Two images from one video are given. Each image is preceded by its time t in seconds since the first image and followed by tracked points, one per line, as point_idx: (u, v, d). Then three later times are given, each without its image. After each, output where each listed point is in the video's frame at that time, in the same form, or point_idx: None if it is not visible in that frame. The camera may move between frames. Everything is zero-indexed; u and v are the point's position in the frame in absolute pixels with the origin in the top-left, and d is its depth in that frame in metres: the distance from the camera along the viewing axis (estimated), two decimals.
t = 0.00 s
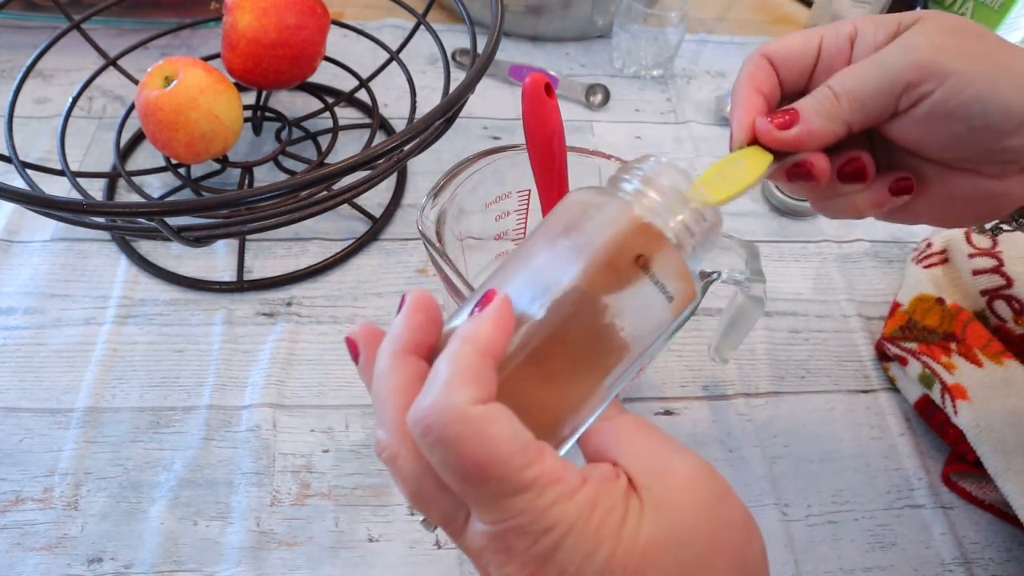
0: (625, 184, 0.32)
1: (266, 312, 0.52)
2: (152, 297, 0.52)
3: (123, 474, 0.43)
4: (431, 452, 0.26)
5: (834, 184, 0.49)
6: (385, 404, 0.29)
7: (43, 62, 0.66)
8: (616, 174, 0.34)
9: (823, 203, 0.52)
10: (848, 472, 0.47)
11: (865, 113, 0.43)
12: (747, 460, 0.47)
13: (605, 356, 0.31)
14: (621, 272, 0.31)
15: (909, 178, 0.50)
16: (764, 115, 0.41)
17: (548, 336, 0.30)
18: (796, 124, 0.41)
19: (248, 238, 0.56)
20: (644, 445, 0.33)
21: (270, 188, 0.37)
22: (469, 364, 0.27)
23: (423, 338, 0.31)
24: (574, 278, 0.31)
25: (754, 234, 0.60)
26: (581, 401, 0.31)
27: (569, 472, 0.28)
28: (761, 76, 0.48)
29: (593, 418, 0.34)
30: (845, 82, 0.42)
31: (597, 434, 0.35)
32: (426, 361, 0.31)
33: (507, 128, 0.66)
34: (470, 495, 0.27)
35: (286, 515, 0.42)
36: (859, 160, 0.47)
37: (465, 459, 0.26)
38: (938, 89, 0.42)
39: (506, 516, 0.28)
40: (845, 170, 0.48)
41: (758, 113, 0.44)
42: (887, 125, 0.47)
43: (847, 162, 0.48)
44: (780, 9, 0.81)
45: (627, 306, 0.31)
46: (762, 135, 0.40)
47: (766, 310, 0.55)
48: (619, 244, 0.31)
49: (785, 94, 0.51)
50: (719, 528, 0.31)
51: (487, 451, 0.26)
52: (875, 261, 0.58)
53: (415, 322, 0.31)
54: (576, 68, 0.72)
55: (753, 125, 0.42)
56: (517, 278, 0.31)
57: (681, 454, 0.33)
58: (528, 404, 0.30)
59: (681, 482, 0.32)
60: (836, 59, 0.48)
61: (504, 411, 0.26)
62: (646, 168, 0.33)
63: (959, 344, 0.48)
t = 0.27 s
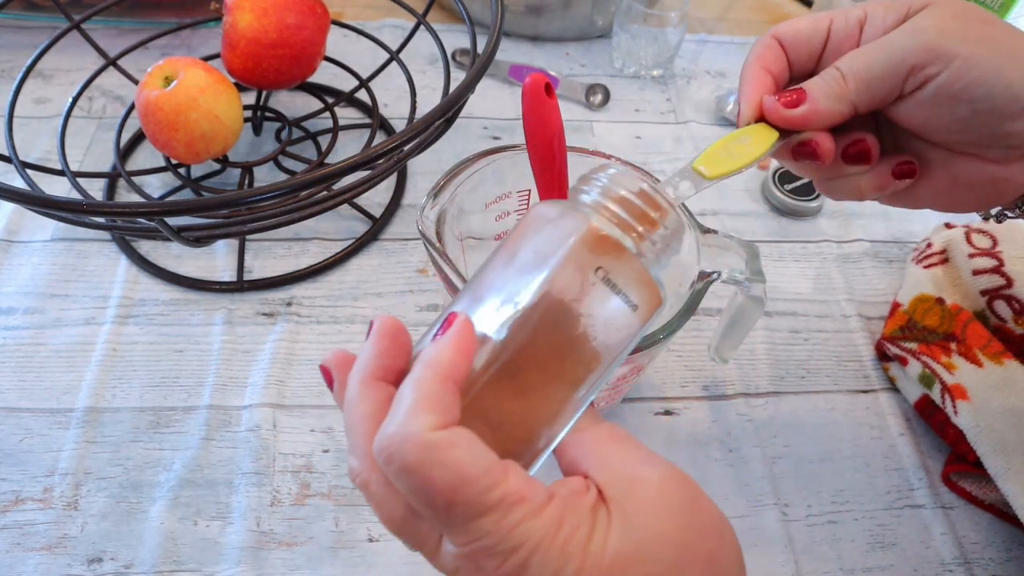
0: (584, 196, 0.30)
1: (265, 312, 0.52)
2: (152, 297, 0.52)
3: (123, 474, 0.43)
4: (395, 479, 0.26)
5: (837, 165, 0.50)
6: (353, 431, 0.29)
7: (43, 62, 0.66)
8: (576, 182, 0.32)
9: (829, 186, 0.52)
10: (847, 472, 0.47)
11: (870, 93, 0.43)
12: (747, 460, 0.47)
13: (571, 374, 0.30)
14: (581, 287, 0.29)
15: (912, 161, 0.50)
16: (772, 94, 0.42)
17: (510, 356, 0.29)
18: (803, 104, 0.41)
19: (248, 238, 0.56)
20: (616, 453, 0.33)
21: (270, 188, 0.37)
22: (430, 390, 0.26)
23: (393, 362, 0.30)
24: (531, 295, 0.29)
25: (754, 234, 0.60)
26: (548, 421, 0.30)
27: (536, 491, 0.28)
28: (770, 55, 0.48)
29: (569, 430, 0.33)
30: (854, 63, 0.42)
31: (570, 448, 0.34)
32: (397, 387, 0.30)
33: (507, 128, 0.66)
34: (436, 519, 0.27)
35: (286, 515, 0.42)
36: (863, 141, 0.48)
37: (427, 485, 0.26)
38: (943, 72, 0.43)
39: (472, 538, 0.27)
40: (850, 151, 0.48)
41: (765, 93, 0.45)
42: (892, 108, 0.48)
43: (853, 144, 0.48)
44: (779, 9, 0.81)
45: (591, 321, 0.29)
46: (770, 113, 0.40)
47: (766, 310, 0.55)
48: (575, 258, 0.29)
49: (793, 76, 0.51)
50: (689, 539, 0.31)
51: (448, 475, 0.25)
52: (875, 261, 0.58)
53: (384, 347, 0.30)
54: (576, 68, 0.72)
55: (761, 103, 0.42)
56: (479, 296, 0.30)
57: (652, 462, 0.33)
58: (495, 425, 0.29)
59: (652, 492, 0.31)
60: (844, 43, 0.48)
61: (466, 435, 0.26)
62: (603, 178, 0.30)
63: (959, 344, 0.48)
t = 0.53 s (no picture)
0: (520, 217, 0.32)
1: (266, 312, 0.52)
2: (152, 297, 0.52)
3: (122, 474, 0.43)
4: (354, 523, 0.27)
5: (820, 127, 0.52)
6: (313, 479, 0.29)
7: (43, 62, 0.66)
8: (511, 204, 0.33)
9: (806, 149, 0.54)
10: (847, 472, 0.47)
11: (856, 68, 0.46)
12: (747, 460, 0.47)
13: (523, 396, 0.30)
14: (523, 309, 0.30)
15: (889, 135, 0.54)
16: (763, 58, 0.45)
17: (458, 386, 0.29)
18: (792, 71, 0.44)
19: (248, 238, 0.56)
20: (576, 464, 0.32)
21: (269, 188, 0.37)
22: (378, 432, 0.27)
23: (349, 406, 0.31)
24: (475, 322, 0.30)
25: (754, 234, 0.60)
26: (505, 447, 0.29)
27: (494, 517, 0.28)
28: (769, 18, 0.51)
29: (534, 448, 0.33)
30: (845, 36, 0.45)
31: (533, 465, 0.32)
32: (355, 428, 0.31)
33: (507, 128, 0.66)
34: (400, 557, 0.27)
35: (286, 514, 0.42)
36: (841, 114, 0.52)
37: (383, 526, 0.26)
38: (929, 52, 0.45)
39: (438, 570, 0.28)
40: (830, 122, 0.52)
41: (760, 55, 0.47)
42: (877, 84, 0.50)
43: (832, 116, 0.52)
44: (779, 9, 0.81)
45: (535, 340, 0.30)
46: (759, 77, 0.44)
47: (766, 310, 0.55)
48: (515, 281, 0.30)
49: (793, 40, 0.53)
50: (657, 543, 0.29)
51: (402, 513, 0.26)
52: (875, 260, 0.58)
53: (337, 392, 0.31)
54: (576, 68, 0.72)
55: (752, 66, 0.45)
56: (430, 333, 0.31)
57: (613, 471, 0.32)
58: (453, 456, 0.29)
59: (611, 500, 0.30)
60: (844, 11, 0.51)
61: (418, 470, 0.27)
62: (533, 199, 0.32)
63: (959, 344, 0.48)
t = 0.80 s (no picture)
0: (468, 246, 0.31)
1: (266, 312, 0.52)
2: (152, 297, 0.52)
3: (123, 474, 0.43)
4: (336, 558, 0.28)
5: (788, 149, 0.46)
6: (295, 521, 0.31)
7: (43, 62, 0.66)
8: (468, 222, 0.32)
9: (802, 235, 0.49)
10: (847, 472, 0.47)
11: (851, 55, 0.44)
12: (747, 460, 0.47)
13: (489, 417, 0.30)
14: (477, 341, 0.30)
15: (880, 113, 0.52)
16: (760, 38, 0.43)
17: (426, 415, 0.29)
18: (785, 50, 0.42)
19: (248, 238, 0.56)
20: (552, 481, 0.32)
21: (269, 189, 0.37)
22: (349, 468, 0.28)
23: (325, 446, 0.32)
24: (436, 356, 0.30)
25: (755, 234, 0.60)
26: (485, 467, 0.30)
27: (467, 541, 0.28)
28: None
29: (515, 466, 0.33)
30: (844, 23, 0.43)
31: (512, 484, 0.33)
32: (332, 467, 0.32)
33: (507, 128, 0.66)
34: None
35: (287, 514, 0.42)
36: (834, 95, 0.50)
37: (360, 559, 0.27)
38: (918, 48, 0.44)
39: None
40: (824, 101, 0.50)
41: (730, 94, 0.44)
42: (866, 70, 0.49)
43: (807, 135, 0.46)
44: (779, 9, 0.82)
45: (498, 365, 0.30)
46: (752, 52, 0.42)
47: (766, 310, 0.55)
48: (468, 311, 0.30)
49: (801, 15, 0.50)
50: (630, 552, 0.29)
51: (375, 545, 0.27)
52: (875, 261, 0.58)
53: (313, 434, 0.32)
54: (576, 68, 0.72)
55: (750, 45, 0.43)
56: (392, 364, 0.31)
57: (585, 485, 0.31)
58: (433, 483, 0.30)
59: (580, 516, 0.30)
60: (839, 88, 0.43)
61: (388, 503, 0.28)
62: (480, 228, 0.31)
63: (959, 344, 0.48)
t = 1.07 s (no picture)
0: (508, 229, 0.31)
1: (266, 312, 0.52)
2: (152, 297, 0.52)
3: (122, 474, 0.43)
4: (360, 530, 0.27)
5: (872, 89, 0.42)
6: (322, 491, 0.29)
7: (43, 62, 0.66)
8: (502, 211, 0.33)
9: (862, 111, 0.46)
10: (847, 472, 0.47)
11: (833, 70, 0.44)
12: (747, 460, 0.47)
13: (523, 400, 0.30)
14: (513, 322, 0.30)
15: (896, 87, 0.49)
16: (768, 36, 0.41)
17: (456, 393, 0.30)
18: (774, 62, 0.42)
19: (248, 238, 0.56)
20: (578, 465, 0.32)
21: (270, 188, 0.37)
22: (382, 439, 0.27)
23: (357, 419, 0.31)
24: (470, 337, 0.31)
25: (754, 234, 0.60)
26: (512, 450, 0.30)
27: (495, 519, 0.28)
28: None
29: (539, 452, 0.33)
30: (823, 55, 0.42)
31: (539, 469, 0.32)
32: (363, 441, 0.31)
33: (507, 128, 0.66)
34: (404, 562, 0.28)
35: (286, 514, 0.42)
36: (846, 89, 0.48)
37: (387, 531, 0.26)
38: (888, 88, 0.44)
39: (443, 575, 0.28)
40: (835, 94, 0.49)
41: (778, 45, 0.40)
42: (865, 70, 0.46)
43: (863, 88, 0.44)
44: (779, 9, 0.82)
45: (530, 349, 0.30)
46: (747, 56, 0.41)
47: (766, 310, 0.55)
48: (506, 290, 0.30)
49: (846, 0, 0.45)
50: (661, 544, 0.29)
51: (405, 517, 0.26)
52: (875, 261, 0.58)
53: (345, 407, 0.31)
54: (576, 68, 0.72)
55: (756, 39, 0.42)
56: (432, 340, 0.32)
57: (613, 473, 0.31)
58: (461, 463, 0.30)
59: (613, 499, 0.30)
60: None
61: (420, 475, 0.27)
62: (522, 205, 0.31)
63: (959, 344, 0.48)
